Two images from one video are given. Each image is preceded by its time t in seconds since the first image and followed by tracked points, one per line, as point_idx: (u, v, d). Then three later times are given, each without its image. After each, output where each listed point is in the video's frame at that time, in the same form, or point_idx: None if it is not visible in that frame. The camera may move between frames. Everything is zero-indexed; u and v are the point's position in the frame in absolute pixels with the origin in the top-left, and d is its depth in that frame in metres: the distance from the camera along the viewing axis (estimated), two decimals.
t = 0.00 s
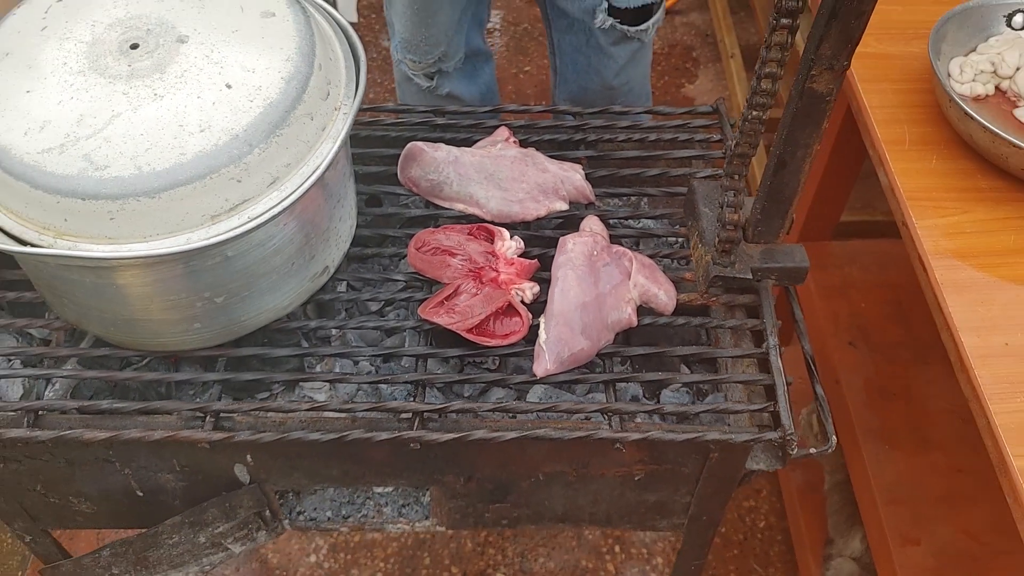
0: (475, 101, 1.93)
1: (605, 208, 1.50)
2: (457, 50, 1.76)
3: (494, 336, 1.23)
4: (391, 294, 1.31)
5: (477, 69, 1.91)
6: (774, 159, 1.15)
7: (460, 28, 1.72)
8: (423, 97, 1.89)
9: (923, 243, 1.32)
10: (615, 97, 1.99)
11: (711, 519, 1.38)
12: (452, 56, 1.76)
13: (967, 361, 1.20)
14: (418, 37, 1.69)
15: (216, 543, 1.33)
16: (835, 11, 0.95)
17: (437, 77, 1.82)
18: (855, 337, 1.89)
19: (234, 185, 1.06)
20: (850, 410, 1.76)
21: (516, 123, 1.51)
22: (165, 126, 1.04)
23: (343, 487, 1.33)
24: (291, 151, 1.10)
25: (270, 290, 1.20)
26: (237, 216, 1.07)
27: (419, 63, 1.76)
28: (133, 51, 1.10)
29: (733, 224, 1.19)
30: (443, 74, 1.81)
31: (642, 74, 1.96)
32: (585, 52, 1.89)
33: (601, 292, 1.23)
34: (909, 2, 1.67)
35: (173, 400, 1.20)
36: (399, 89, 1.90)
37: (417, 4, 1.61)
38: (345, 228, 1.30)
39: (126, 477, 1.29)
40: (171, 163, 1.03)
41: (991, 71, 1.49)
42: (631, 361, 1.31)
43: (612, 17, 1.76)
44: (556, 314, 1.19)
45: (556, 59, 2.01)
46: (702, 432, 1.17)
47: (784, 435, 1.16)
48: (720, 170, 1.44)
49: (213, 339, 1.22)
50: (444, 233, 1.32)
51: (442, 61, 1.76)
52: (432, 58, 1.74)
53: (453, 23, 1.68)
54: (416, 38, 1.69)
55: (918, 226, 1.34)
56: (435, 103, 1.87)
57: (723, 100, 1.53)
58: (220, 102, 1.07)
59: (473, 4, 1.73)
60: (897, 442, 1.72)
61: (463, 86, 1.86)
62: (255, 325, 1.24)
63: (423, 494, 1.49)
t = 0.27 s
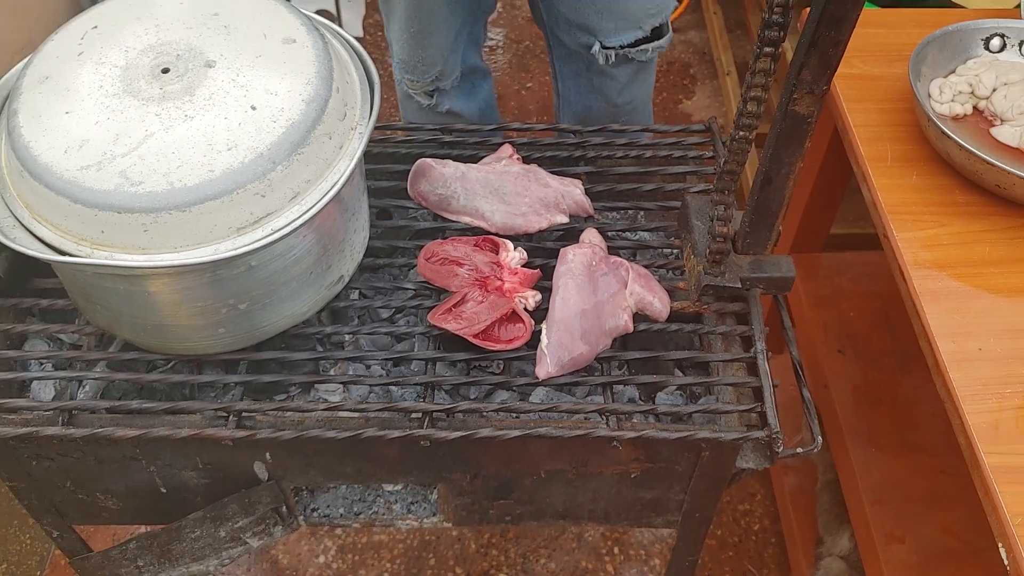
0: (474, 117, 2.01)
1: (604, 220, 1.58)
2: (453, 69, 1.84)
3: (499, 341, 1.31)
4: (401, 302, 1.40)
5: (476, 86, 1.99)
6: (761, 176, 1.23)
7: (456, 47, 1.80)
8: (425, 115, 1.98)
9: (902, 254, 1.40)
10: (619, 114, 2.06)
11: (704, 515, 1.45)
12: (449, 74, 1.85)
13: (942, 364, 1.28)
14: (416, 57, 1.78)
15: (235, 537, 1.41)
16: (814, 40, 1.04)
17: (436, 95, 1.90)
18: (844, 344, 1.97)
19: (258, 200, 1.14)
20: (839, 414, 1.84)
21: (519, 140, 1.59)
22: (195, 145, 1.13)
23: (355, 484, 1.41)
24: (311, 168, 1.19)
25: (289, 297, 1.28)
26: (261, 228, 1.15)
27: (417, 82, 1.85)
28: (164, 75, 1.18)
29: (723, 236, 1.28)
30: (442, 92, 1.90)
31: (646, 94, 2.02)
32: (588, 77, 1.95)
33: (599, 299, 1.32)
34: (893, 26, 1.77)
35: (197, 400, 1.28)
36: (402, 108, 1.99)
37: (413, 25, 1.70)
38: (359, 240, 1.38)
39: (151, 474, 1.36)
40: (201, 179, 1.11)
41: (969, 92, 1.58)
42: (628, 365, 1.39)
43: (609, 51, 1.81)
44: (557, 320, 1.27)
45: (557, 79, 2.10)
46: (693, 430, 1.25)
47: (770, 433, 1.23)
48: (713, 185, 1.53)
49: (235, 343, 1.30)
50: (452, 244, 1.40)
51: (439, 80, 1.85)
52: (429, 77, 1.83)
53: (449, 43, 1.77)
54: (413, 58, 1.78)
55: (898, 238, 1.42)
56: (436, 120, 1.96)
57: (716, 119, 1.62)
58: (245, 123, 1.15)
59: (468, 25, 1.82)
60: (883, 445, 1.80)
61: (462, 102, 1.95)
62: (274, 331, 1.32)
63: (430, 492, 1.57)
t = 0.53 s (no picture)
0: (473, 134, 2.09)
1: (600, 232, 1.66)
2: (450, 88, 1.92)
3: (500, 346, 1.38)
4: (407, 309, 1.47)
5: (476, 105, 2.07)
6: (748, 190, 1.30)
7: (454, 67, 1.88)
8: (426, 130, 2.06)
9: (883, 265, 1.48)
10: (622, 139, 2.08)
11: (695, 515, 1.51)
12: (445, 92, 1.92)
13: (920, 368, 1.35)
14: (413, 74, 1.86)
15: (247, 535, 1.47)
16: (795, 63, 1.11)
17: (436, 111, 1.99)
18: (833, 352, 2.03)
19: (274, 212, 1.22)
20: (828, 420, 1.91)
21: (519, 156, 1.67)
22: (215, 160, 1.20)
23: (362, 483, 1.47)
24: (324, 182, 1.26)
25: (301, 304, 1.35)
26: (276, 239, 1.22)
27: (414, 99, 1.94)
28: (185, 94, 1.25)
29: (712, 247, 1.35)
30: (440, 109, 1.98)
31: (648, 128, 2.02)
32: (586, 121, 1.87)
33: (595, 307, 1.39)
34: (879, 47, 1.85)
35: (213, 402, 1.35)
36: (405, 121, 2.09)
37: (409, 43, 1.79)
38: (366, 250, 1.45)
39: (167, 473, 1.43)
40: (221, 192, 1.18)
41: (949, 110, 1.65)
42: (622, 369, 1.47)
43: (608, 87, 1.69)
44: (555, 327, 1.34)
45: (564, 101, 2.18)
46: (684, 431, 1.32)
47: (757, 433, 1.31)
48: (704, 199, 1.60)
49: (248, 348, 1.37)
50: (456, 254, 1.48)
51: (435, 97, 1.93)
52: (426, 94, 1.91)
53: (446, 63, 1.85)
54: (411, 75, 1.87)
55: (880, 249, 1.49)
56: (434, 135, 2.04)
57: (707, 137, 1.69)
58: (262, 140, 1.22)
59: (468, 46, 1.89)
60: (871, 449, 1.86)
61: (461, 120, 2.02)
62: (285, 336, 1.39)
63: (433, 493, 1.63)
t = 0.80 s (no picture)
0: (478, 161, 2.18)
1: (590, 250, 1.74)
2: (456, 114, 2.02)
3: (494, 357, 1.46)
4: (407, 323, 1.55)
5: (484, 134, 2.17)
6: (727, 212, 1.39)
7: (461, 96, 1.98)
8: (433, 153, 2.16)
9: (858, 282, 1.56)
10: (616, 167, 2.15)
11: (680, 520, 1.59)
12: (450, 117, 2.02)
13: (890, 379, 1.43)
14: (420, 97, 1.97)
15: (254, 538, 1.54)
16: (767, 95, 1.20)
17: (442, 136, 2.08)
18: (815, 365, 2.11)
19: (282, 232, 1.30)
20: (810, 431, 1.98)
21: (513, 177, 1.76)
22: (228, 184, 1.28)
23: (363, 489, 1.55)
24: (329, 204, 1.34)
25: (306, 319, 1.43)
26: (284, 257, 1.30)
27: (421, 120, 2.04)
28: (199, 121, 1.34)
29: (695, 265, 1.43)
30: (446, 134, 2.08)
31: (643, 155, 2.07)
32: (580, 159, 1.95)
33: (584, 321, 1.47)
34: (855, 73, 1.95)
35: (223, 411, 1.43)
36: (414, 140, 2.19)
37: (419, 69, 1.89)
38: (368, 267, 1.53)
39: (178, 479, 1.51)
40: (233, 214, 1.26)
41: (922, 134, 1.74)
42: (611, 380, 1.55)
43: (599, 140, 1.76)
44: (546, 339, 1.42)
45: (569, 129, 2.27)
46: (668, 438, 1.39)
47: (736, 441, 1.38)
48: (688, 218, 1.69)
49: (256, 360, 1.45)
50: (453, 271, 1.56)
51: (441, 122, 2.03)
52: (432, 117, 2.01)
53: (453, 91, 1.95)
54: (418, 97, 1.97)
55: (854, 267, 1.58)
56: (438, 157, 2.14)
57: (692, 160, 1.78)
58: (272, 165, 1.31)
59: (480, 80, 1.99)
60: (851, 458, 1.94)
61: (464, 146, 2.12)
62: (291, 349, 1.47)
63: (431, 499, 1.70)
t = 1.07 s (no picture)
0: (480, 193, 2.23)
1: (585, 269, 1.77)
2: (468, 144, 2.07)
3: (490, 375, 1.49)
4: (404, 340, 1.58)
5: (492, 168, 2.22)
6: (718, 232, 1.42)
7: (478, 126, 2.03)
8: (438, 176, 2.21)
9: (846, 301, 1.60)
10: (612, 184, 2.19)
11: (674, 535, 1.62)
12: (462, 145, 2.08)
13: (878, 397, 1.46)
14: (434, 117, 2.00)
15: (253, 553, 1.57)
16: (755, 120, 1.24)
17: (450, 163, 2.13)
18: (807, 381, 2.14)
19: (283, 252, 1.33)
20: (802, 447, 2.01)
21: (509, 198, 1.79)
22: (230, 205, 1.31)
23: (361, 504, 1.57)
24: (329, 224, 1.38)
25: (306, 337, 1.46)
26: (285, 276, 1.33)
27: (433, 142, 2.08)
28: (202, 145, 1.37)
29: (686, 284, 1.47)
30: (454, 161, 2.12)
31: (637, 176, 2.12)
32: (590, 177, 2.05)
33: (578, 338, 1.50)
34: (844, 96, 1.99)
35: (224, 427, 1.45)
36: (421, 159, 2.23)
37: (437, 87, 1.92)
38: (367, 286, 1.56)
39: (179, 494, 1.53)
40: (235, 234, 1.30)
41: (908, 156, 1.78)
42: (604, 397, 1.58)
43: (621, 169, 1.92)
44: (541, 357, 1.45)
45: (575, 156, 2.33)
46: (661, 454, 1.42)
47: (727, 456, 1.41)
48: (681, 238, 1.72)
49: (257, 377, 1.47)
50: (450, 290, 1.59)
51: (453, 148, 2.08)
52: (445, 142, 2.06)
53: (470, 120, 2.00)
54: (434, 119, 2.01)
55: (843, 286, 1.62)
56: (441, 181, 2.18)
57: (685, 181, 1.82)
58: (273, 187, 1.34)
59: (500, 117, 2.05)
60: (842, 474, 1.97)
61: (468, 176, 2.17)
62: (291, 366, 1.50)
63: (428, 514, 1.73)
